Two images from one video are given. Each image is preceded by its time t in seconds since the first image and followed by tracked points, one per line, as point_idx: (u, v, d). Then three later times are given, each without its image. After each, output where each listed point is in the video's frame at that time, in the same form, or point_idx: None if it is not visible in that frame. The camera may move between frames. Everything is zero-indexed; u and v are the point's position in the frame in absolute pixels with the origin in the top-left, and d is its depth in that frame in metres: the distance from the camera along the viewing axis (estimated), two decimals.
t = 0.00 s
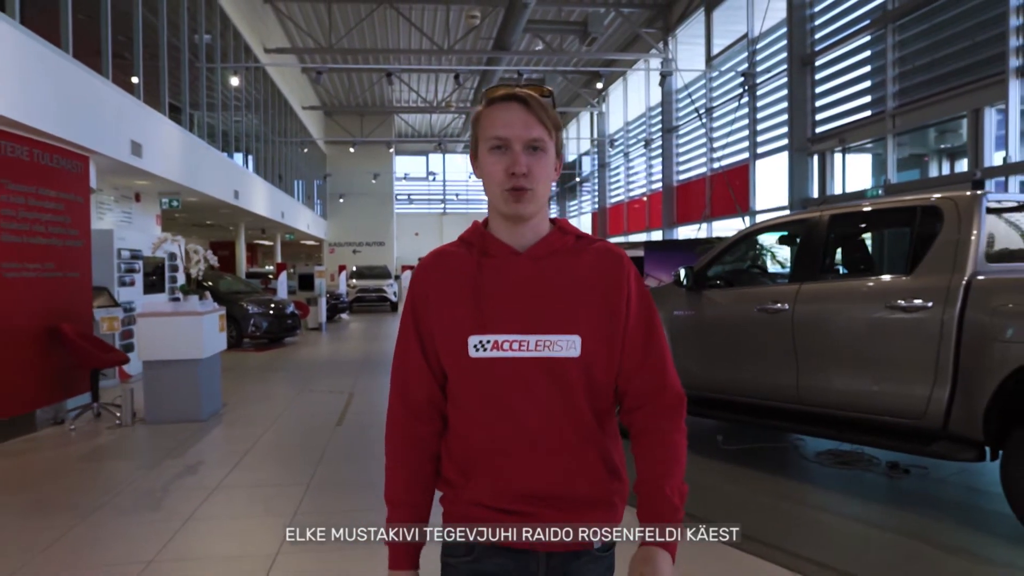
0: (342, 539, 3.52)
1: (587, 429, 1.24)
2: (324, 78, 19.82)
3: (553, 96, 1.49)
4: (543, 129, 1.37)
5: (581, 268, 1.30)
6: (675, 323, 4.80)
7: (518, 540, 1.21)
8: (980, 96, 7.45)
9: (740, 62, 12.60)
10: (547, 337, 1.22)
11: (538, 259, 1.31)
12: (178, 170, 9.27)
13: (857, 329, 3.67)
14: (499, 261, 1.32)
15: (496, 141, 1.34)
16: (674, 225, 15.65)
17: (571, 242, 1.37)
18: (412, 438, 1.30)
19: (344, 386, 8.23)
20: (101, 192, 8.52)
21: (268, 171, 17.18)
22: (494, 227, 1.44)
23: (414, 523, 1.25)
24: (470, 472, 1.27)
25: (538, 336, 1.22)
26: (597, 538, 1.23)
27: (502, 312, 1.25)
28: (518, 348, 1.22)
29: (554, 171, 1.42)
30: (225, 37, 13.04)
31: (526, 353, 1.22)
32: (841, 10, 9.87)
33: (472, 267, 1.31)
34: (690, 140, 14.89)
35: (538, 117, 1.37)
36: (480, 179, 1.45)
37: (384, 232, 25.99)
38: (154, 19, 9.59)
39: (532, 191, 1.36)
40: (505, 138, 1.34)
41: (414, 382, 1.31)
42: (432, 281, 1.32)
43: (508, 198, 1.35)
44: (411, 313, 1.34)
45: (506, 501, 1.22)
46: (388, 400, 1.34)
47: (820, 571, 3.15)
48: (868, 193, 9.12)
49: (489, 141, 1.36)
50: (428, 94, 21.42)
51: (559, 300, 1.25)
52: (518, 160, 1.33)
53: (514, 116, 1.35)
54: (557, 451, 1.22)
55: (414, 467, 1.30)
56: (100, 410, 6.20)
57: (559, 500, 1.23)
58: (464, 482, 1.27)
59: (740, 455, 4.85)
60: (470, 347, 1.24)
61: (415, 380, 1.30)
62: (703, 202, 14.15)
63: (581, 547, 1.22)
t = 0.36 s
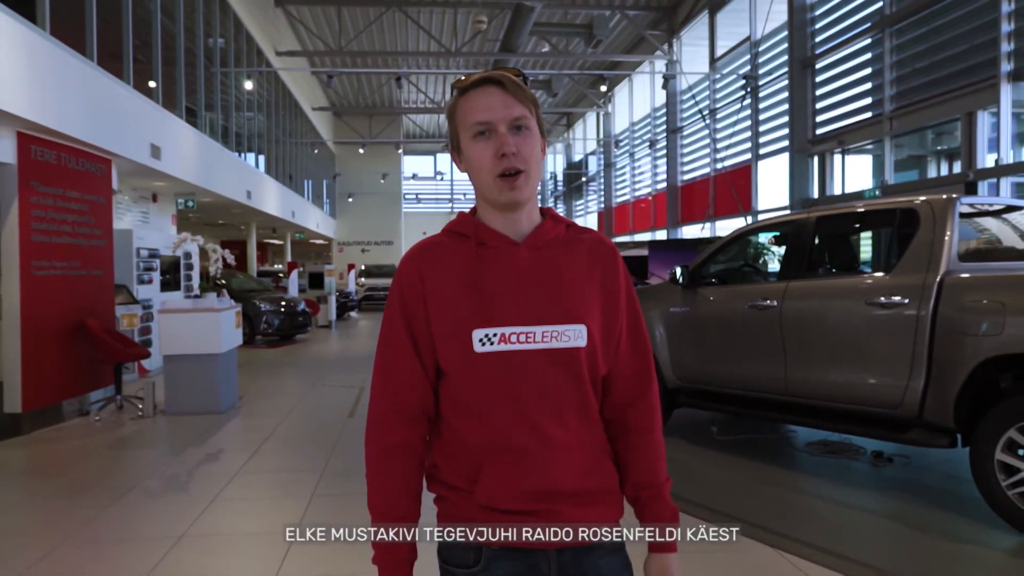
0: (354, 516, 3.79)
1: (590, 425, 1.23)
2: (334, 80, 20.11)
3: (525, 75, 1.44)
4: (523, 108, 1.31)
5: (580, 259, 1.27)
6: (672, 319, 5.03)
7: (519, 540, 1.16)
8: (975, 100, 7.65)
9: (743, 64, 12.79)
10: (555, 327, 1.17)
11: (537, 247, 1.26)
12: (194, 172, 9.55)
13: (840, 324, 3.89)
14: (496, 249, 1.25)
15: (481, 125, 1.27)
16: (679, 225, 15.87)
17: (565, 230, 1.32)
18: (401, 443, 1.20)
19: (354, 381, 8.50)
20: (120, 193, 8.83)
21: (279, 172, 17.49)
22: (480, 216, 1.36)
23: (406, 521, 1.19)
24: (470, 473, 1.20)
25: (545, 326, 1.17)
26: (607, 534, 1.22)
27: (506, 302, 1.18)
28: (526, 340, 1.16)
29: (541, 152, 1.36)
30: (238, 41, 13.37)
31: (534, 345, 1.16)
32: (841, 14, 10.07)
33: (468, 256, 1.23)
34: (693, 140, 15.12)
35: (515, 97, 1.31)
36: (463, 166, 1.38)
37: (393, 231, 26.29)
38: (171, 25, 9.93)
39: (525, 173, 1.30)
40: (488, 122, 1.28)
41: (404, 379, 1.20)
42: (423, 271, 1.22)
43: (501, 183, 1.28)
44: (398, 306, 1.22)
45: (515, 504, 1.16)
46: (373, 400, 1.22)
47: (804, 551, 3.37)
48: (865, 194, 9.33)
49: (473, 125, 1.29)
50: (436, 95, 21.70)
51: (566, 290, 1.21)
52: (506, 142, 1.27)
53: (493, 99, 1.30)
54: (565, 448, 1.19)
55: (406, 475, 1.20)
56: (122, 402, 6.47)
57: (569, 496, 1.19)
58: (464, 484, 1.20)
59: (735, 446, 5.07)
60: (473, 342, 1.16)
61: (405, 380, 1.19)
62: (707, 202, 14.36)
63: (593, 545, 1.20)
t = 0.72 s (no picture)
0: (358, 516, 3.77)
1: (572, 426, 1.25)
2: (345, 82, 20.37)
3: (540, 81, 1.46)
4: (533, 118, 1.33)
5: (566, 262, 1.31)
6: (666, 315, 5.24)
7: (517, 541, 1.22)
8: (971, 101, 7.82)
9: (747, 65, 12.94)
10: (541, 329, 1.21)
11: (526, 250, 1.29)
12: (208, 173, 9.82)
13: (823, 319, 4.09)
14: (487, 251, 1.28)
15: (490, 129, 1.29)
16: (685, 223, 16.05)
17: (554, 234, 1.37)
18: (391, 432, 1.20)
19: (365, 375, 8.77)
20: (138, 195, 9.13)
21: (291, 173, 17.78)
22: (476, 215, 1.39)
23: (411, 520, 1.16)
24: (453, 466, 1.23)
25: (531, 328, 1.20)
26: (581, 532, 1.26)
27: (494, 303, 1.21)
28: (512, 340, 1.19)
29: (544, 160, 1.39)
30: (251, 45, 13.67)
31: (521, 346, 1.19)
32: (842, 16, 10.23)
33: (461, 257, 1.26)
34: (699, 140, 15.28)
35: (529, 105, 1.33)
36: (465, 168, 1.39)
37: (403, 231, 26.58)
38: (188, 32, 10.25)
39: (525, 182, 1.32)
40: (499, 125, 1.29)
41: (397, 373, 1.21)
42: (417, 267, 1.24)
43: (501, 189, 1.31)
44: (391, 302, 1.24)
45: (492, 499, 1.21)
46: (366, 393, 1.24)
47: (786, 532, 3.58)
48: (864, 194, 9.52)
49: (482, 127, 1.30)
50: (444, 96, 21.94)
51: (552, 293, 1.24)
52: (512, 151, 1.28)
53: (509, 103, 1.31)
54: (543, 447, 1.22)
55: (396, 469, 1.19)
56: (142, 395, 6.75)
57: (542, 494, 1.24)
58: (446, 475, 1.23)
59: (728, 436, 5.29)
60: (461, 339, 1.19)
61: (399, 371, 1.21)
62: (712, 201, 14.52)
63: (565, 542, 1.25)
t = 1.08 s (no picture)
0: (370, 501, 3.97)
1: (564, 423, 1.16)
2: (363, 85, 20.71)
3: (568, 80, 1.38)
4: (549, 115, 1.27)
5: (567, 248, 1.21)
6: (670, 312, 5.42)
7: (519, 541, 1.16)
8: (978, 102, 7.89)
9: (759, 65, 13.03)
10: (526, 319, 1.14)
11: (526, 240, 1.23)
12: (230, 175, 10.12)
13: (818, 315, 4.26)
14: (485, 239, 1.24)
15: (500, 119, 1.25)
16: (698, 223, 16.16)
17: (567, 226, 1.27)
18: (384, 413, 1.26)
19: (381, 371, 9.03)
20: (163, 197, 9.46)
21: (310, 174, 18.13)
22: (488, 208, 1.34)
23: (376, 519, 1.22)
24: (440, 451, 1.22)
25: (517, 318, 1.14)
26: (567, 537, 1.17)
27: (481, 290, 1.17)
28: (495, 328, 1.14)
29: (556, 161, 1.32)
30: (271, 50, 14.02)
31: (503, 335, 1.14)
32: (852, 16, 10.31)
33: (457, 243, 1.24)
34: (711, 140, 15.41)
35: (547, 104, 1.27)
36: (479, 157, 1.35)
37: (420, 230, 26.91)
38: (210, 39, 10.59)
39: (530, 179, 1.26)
40: (511, 118, 1.24)
41: (395, 359, 1.26)
42: (416, 255, 1.27)
43: (503, 180, 1.26)
44: (397, 289, 1.29)
45: (471, 489, 1.17)
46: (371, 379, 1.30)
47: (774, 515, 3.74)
48: (872, 193, 9.64)
49: (494, 118, 1.26)
50: (461, 98, 22.21)
51: (543, 281, 1.17)
52: (518, 146, 1.23)
53: (525, 96, 1.25)
54: (527, 444, 1.15)
55: (388, 448, 1.25)
56: (168, 389, 7.04)
57: (528, 493, 1.16)
58: (433, 460, 1.23)
59: (731, 430, 5.45)
60: (446, 324, 1.17)
61: (395, 355, 1.25)
62: (724, 201, 14.64)
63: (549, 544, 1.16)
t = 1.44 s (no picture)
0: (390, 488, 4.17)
1: (564, 420, 1.15)
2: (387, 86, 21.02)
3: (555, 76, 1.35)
4: (536, 110, 1.24)
5: (568, 243, 1.18)
6: (682, 310, 5.56)
7: (522, 539, 1.16)
8: (995, 100, 7.91)
9: (779, 64, 13.06)
10: (526, 315, 1.13)
11: (527, 237, 1.21)
12: (257, 177, 10.41)
13: (824, 313, 4.38)
14: (489, 239, 1.25)
15: (487, 121, 1.23)
16: (719, 222, 16.20)
17: (568, 222, 1.24)
18: (406, 411, 1.31)
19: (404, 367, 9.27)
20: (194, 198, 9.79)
21: (335, 175, 18.49)
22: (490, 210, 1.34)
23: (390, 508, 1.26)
24: (451, 446, 1.25)
25: (516, 315, 1.14)
26: (564, 534, 1.15)
27: (483, 288, 1.18)
28: (496, 325, 1.14)
29: (550, 154, 1.29)
30: (297, 54, 14.37)
31: (503, 332, 1.14)
32: (871, 15, 10.34)
33: (465, 245, 1.26)
34: (732, 139, 15.48)
35: (532, 99, 1.23)
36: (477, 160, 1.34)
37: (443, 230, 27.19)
38: (239, 45, 10.92)
39: (522, 173, 1.24)
40: (498, 118, 1.23)
41: (411, 359, 1.31)
42: (429, 257, 1.30)
43: (497, 177, 1.25)
44: (414, 291, 1.34)
45: (476, 482, 1.19)
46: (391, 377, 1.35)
47: (778, 505, 3.88)
48: (891, 193, 9.66)
49: (482, 119, 1.25)
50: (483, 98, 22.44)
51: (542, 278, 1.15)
52: (507, 142, 1.22)
53: (511, 95, 1.23)
54: (528, 440, 1.15)
55: (409, 444, 1.31)
56: (199, 382, 7.34)
57: (529, 490, 1.16)
58: (444, 457, 1.25)
59: (741, 425, 5.58)
60: (453, 323, 1.19)
61: (412, 357, 1.31)
62: (744, 201, 14.69)
63: (546, 542, 1.16)
